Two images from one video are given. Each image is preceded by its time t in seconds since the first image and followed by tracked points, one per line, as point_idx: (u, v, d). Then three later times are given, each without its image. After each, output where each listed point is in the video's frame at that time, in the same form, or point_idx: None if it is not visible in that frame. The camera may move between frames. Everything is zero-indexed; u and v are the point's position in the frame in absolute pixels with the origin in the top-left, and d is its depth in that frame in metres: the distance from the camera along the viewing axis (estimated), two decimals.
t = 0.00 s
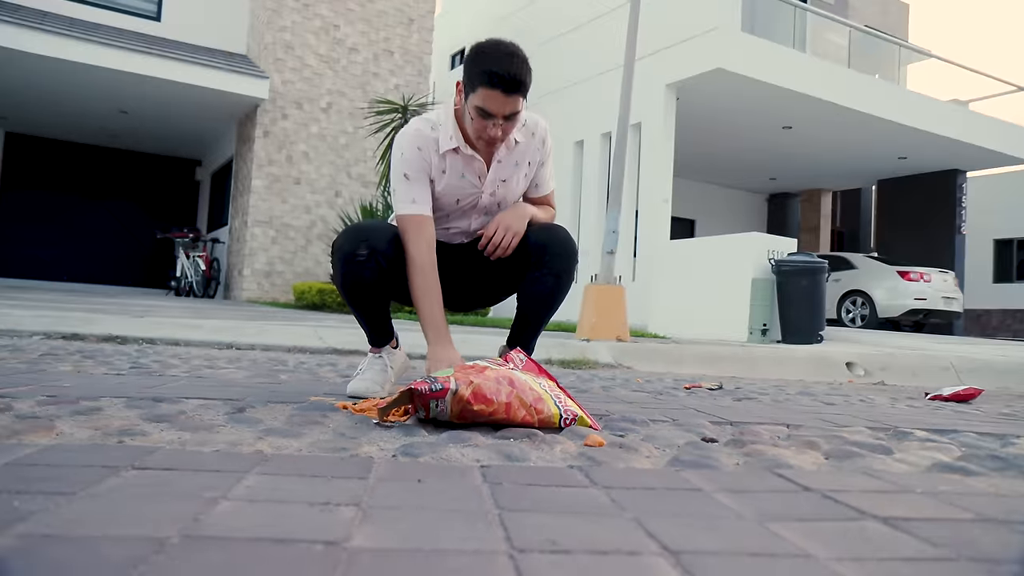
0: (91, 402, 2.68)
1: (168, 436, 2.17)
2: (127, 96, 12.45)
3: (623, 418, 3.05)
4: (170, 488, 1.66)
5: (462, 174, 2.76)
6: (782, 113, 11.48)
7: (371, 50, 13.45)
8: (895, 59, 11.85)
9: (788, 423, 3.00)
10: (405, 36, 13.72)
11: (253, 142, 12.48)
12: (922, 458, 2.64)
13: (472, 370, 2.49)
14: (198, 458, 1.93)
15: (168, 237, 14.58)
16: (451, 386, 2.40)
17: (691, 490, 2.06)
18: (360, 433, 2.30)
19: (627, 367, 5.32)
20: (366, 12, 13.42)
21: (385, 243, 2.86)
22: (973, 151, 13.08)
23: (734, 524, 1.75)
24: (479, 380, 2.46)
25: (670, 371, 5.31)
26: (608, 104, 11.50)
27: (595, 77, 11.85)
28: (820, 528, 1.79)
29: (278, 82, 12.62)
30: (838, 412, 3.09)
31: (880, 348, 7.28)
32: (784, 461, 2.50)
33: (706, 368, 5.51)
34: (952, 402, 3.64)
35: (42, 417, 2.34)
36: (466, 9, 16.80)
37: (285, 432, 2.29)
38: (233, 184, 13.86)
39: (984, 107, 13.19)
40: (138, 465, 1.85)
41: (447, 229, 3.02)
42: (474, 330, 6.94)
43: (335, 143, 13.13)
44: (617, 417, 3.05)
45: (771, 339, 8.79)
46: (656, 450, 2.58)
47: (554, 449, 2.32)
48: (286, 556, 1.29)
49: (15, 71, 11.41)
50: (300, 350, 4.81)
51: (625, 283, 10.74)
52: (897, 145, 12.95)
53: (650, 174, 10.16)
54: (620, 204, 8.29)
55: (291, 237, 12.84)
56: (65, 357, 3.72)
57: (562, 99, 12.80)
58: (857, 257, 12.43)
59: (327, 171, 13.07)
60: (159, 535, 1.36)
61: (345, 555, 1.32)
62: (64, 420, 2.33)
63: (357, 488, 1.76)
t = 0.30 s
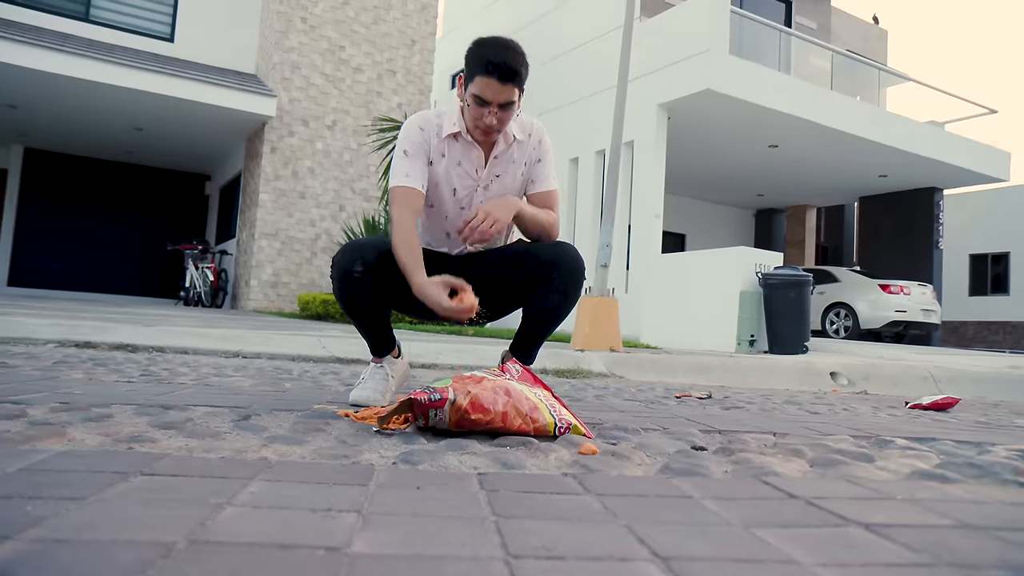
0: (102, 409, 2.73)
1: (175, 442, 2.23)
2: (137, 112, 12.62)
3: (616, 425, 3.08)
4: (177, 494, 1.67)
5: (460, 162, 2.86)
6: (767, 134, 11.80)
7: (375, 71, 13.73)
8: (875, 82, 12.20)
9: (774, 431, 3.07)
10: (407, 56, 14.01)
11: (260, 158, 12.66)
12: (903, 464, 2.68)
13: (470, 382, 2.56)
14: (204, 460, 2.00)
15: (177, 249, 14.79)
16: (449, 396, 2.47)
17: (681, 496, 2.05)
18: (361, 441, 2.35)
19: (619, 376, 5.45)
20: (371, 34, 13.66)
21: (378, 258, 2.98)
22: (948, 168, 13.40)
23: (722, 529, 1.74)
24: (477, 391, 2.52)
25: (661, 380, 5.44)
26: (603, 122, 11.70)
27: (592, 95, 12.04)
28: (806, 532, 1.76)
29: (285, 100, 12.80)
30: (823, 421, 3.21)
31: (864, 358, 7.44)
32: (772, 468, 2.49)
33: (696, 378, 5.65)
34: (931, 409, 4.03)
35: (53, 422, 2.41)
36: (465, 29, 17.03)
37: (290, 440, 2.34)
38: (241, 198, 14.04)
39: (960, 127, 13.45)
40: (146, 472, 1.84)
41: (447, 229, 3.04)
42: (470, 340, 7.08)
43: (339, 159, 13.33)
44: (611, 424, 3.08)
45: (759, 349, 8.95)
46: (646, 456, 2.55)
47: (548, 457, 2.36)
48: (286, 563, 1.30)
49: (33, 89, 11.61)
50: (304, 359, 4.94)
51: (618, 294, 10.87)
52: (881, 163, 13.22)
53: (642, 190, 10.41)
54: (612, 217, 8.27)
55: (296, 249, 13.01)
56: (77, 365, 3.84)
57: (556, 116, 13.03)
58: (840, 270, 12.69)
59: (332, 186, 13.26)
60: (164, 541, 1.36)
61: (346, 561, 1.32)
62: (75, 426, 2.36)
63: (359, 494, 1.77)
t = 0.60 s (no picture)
0: (114, 414, 2.84)
1: (183, 447, 2.33)
2: (148, 129, 12.85)
3: (608, 431, 3.12)
4: (186, 497, 1.71)
5: (457, 180, 2.99)
6: (756, 152, 12.02)
7: (378, 88, 13.91)
8: (861, 103, 12.40)
9: (761, 437, 3.11)
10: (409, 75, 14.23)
11: (267, 172, 12.84)
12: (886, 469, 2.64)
13: (468, 390, 2.67)
14: (211, 464, 2.09)
15: (188, 259, 14.95)
16: (448, 403, 2.57)
17: (671, 500, 1.96)
18: (362, 446, 2.45)
19: (613, 384, 5.57)
20: (373, 52, 13.84)
21: (386, 268, 3.10)
22: (929, 185, 13.62)
23: (711, 532, 1.63)
24: (475, 398, 2.61)
25: (652, 387, 5.56)
26: (596, 138, 11.89)
27: (587, 111, 12.23)
28: (793, 536, 1.62)
29: (291, 116, 12.97)
30: (808, 427, 3.32)
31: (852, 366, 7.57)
32: (759, 473, 2.36)
33: (687, 386, 5.75)
34: (912, 416, 4.17)
35: (67, 427, 2.51)
36: (463, 46, 17.26)
37: (292, 445, 2.44)
38: (247, 212, 14.25)
39: (942, 145, 13.71)
40: (155, 475, 1.91)
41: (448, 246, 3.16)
42: (468, 347, 7.22)
43: (343, 173, 13.50)
44: (602, 430, 3.12)
45: (747, 358, 8.92)
46: (639, 462, 2.51)
47: (544, 462, 2.42)
48: (290, 564, 1.29)
49: (47, 105, 11.80)
50: (308, 366, 5.07)
51: (612, 305, 11.10)
52: (868, 180, 13.40)
53: (635, 206, 10.58)
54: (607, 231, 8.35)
55: (301, 260, 13.14)
56: (89, 371, 3.96)
57: (552, 133, 13.23)
58: (825, 282, 12.85)
59: (336, 199, 13.41)
60: (172, 543, 1.37)
61: (348, 564, 1.30)
62: (87, 431, 2.47)
63: (360, 500, 1.79)
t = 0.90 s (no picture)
0: (114, 418, 2.87)
1: (183, 450, 2.37)
2: (148, 135, 12.88)
3: (606, 435, 3.14)
4: (186, 501, 1.73)
5: (452, 189, 3.03)
6: (752, 158, 12.07)
7: (377, 95, 13.96)
8: (854, 109, 12.43)
9: (757, 442, 3.14)
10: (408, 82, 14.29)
11: (266, 178, 12.88)
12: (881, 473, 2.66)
13: (466, 394, 2.68)
14: (211, 468, 2.12)
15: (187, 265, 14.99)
16: (445, 407, 2.59)
17: (667, 504, 1.98)
18: (361, 450, 2.47)
19: (610, 389, 5.59)
20: (372, 60, 13.90)
21: (389, 278, 3.11)
22: (922, 192, 13.69)
23: (707, 536, 1.65)
24: (473, 403, 2.63)
25: (649, 392, 5.59)
26: (594, 145, 11.93)
27: (586, 119, 12.27)
28: (786, 540, 1.65)
29: (291, 123, 13.00)
30: (803, 431, 3.34)
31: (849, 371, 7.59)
32: (754, 477, 2.38)
33: (683, 390, 5.78)
34: (906, 420, 4.21)
35: (67, 431, 2.54)
36: (460, 54, 17.34)
37: (292, 450, 2.46)
38: (247, 218, 14.28)
39: (934, 153, 13.88)
40: (154, 479, 1.93)
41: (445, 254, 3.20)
42: (466, 352, 7.25)
43: (342, 180, 13.54)
44: (599, 434, 3.14)
45: (742, 363, 9.08)
46: (635, 466, 2.54)
47: (541, 466, 2.44)
48: (289, 568, 1.31)
49: (50, 112, 11.85)
50: (307, 371, 5.10)
51: (609, 310, 11.11)
52: (865, 187, 13.45)
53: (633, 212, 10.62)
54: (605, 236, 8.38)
55: (300, 265, 13.14)
56: (90, 375, 3.99)
57: (549, 140, 13.30)
58: (820, 287, 12.88)
59: (335, 206, 13.46)
60: (173, 546, 1.39)
61: (346, 566, 1.33)
62: (87, 435, 2.49)
63: (359, 503, 1.82)
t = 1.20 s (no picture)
0: (112, 419, 2.86)
1: (181, 451, 2.36)
2: (147, 135, 12.87)
3: (604, 435, 3.14)
4: (185, 502, 1.73)
5: (448, 191, 3.02)
6: (750, 159, 12.07)
7: (375, 96, 13.96)
8: (852, 109, 12.41)
9: (755, 442, 3.13)
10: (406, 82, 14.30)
11: (264, 179, 12.87)
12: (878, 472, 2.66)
13: (465, 395, 2.68)
14: (209, 469, 2.12)
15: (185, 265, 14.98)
16: (444, 407, 2.58)
17: (666, 504, 1.98)
18: (359, 451, 2.47)
19: (608, 388, 5.59)
20: (370, 61, 13.92)
21: (389, 281, 3.11)
22: (919, 192, 13.70)
23: (705, 536, 1.66)
24: (471, 403, 2.63)
25: (647, 392, 5.59)
26: (592, 145, 11.93)
27: (584, 119, 12.27)
28: (785, 540, 1.64)
29: (288, 123, 13.00)
30: (801, 431, 3.35)
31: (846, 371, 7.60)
32: (752, 478, 2.38)
33: (681, 390, 5.78)
34: (904, 420, 4.21)
35: (65, 432, 2.53)
36: (458, 55, 17.33)
37: (290, 450, 2.46)
38: (246, 218, 14.27)
39: (932, 153, 13.90)
40: (153, 480, 1.93)
41: (441, 256, 3.20)
42: (463, 352, 7.25)
43: (340, 180, 13.54)
44: (597, 435, 3.14)
45: (741, 363, 9.06)
46: (634, 466, 2.54)
47: (539, 466, 2.44)
48: (287, 568, 1.31)
49: (49, 113, 11.84)
50: (305, 371, 5.10)
51: (607, 310, 11.11)
52: (863, 187, 13.46)
53: (632, 212, 10.63)
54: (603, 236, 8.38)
55: (298, 266, 13.15)
56: (88, 376, 3.99)
57: (548, 140, 13.30)
58: (818, 287, 12.88)
59: (333, 206, 13.45)
60: (171, 547, 1.39)
61: (344, 567, 1.33)
62: (85, 436, 2.49)
63: (357, 504, 1.81)
